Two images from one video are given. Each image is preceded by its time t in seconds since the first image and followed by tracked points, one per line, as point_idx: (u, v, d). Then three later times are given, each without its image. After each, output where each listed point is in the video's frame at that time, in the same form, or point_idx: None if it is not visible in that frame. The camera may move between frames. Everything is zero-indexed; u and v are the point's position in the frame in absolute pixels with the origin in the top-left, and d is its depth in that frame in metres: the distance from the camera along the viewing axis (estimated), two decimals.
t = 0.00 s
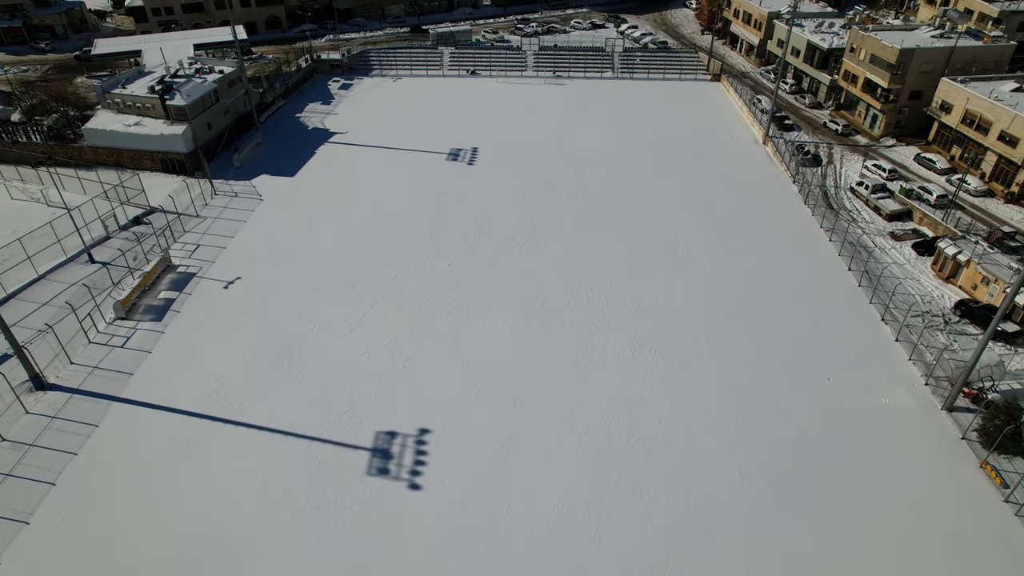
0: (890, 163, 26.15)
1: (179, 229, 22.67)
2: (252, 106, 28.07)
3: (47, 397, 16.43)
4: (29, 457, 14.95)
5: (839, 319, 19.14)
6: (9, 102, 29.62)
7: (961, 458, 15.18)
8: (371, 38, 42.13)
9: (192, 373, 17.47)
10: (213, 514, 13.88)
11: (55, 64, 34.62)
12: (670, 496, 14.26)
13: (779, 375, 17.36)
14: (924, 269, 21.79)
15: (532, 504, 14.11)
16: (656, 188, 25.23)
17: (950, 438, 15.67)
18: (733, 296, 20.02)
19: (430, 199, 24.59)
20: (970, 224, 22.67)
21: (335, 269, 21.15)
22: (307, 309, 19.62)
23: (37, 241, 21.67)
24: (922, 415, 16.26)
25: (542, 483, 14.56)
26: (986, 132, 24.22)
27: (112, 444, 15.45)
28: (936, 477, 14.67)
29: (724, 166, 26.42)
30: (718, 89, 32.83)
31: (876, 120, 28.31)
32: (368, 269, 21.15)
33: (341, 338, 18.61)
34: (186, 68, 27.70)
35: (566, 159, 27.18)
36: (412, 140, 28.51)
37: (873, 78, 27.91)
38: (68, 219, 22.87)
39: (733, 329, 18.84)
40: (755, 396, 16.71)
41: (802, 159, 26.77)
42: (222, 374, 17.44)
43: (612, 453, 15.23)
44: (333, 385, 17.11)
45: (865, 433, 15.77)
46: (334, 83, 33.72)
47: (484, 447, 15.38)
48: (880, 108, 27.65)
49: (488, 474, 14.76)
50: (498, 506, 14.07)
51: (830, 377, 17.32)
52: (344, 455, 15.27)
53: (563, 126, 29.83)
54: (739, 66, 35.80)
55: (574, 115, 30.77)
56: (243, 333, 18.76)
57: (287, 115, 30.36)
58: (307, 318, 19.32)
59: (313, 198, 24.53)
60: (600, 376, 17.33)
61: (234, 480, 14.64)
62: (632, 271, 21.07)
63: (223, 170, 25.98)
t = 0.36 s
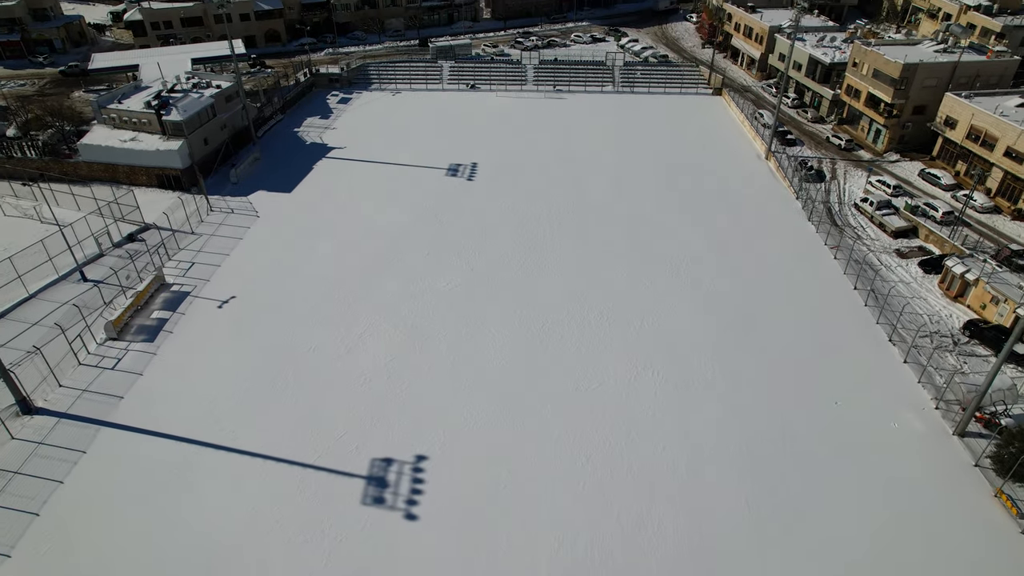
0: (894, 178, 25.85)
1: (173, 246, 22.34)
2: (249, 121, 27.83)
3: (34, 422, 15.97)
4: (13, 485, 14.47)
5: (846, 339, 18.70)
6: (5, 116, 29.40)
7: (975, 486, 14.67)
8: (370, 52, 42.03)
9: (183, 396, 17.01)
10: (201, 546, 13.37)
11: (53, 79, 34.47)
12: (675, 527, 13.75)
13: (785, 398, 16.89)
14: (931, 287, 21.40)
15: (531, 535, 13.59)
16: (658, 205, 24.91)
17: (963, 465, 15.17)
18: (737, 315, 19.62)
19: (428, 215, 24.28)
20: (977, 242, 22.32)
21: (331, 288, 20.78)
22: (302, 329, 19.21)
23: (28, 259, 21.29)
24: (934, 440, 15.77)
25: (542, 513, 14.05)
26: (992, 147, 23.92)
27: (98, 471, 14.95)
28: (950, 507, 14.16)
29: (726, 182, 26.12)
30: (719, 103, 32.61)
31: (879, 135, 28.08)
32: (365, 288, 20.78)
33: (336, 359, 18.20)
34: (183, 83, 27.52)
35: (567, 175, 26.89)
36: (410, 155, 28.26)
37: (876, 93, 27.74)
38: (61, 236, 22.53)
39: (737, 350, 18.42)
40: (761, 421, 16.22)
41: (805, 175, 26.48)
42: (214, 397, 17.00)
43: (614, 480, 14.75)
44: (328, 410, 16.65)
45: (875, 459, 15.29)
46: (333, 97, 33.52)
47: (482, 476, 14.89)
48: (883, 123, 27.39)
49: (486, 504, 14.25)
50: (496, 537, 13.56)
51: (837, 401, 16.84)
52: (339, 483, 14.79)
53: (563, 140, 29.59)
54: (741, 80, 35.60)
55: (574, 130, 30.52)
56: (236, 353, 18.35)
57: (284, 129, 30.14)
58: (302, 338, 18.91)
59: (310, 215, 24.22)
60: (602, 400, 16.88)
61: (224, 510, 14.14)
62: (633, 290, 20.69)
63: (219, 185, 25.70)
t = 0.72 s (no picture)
0: (899, 195, 25.54)
1: (167, 264, 21.97)
2: (246, 136, 27.59)
3: (19, 447, 15.49)
4: None
5: (854, 361, 18.25)
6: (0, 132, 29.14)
7: (991, 516, 14.13)
8: (370, 66, 41.94)
9: (173, 420, 16.55)
10: None
11: (50, 93, 34.28)
12: (680, 560, 13.21)
13: (792, 423, 16.42)
14: (939, 306, 20.97)
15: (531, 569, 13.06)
16: (659, 221, 24.58)
17: (978, 493, 14.65)
18: (742, 336, 19.18)
19: (426, 233, 23.94)
20: (985, 260, 21.95)
21: (327, 307, 20.39)
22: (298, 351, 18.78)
23: (19, 278, 20.90)
24: (946, 467, 15.25)
25: (542, 545, 13.53)
26: (998, 163, 23.59)
27: (84, 499, 14.45)
28: (965, 538, 13.61)
29: (729, 199, 25.81)
30: (720, 117, 32.36)
31: (883, 150, 27.81)
32: (361, 308, 20.38)
33: (332, 382, 17.77)
34: (181, 98, 27.29)
35: (567, 191, 26.57)
36: (409, 170, 27.99)
37: (879, 108, 27.49)
38: (54, 254, 22.17)
39: (742, 372, 17.97)
40: (767, 447, 15.74)
41: (808, 191, 26.18)
42: (206, 421, 16.53)
43: (616, 510, 14.24)
44: (322, 435, 16.19)
45: (886, 487, 14.79)
46: (331, 112, 33.32)
47: (480, 505, 14.39)
48: (887, 138, 27.12)
49: (483, 535, 13.74)
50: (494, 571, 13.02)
51: (845, 425, 16.36)
52: (332, 512, 14.29)
53: (563, 155, 29.32)
54: (742, 94, 35.43)
55: (574, 145, 30.25)
56: (229, 376, 17.91)
57: (282, 144, 29.89)
58: (297, 360, 18.50)
59: (307, 232, 23.85)
60: (603, 425, 16.41)
61: (213, 542, 13.62)
62: (635, 310, 20.28)
63: (216, 201, 25.41)
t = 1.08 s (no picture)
0: (904, 211, 25.19)
1: (160, 282, 21.58)
2: (243, 152, 27.31)
3: (2, 476, 14.98)
4: None
5: (862, 384, 17.76)
6: None
7: (1009, 549, 13.56)
8: (369, 80, 41.81)
9: (162, 446, 16.05)
10: None
11: (47, 108, 34.08)
12: None
13: (799, 449, 15.91)
14: (948, 326, 20.52)
15: None
16: (661, 239, 24.23)
17: (994, 524, 14.10)
18: (747, 358, 18.73)
19: (425, 251, 23.55)
20: (993, 279, 21.54)
21: (323, 328, 19.96)
22: (291, 374, 18.30)
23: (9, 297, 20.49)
24: (960, 497, 14.71)
25: None
26: (1004, 181, 23.22)
27: (68, 531, 13.92)
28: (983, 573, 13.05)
29: (731, 216, 25.47)
30: (722, 132, 32.09)
31: (887, 166, 27.51)
32: (357, 328, 19.96)
33: (327, 407, 17.29)
34: (177, 113, 27.03)
35: (567, 208, 26.23)
36: (407, 186, 27.68)
37: (882, 123, 27.20)
38: (45, 273, 21.78)
39: (747, 395, 17.48)
40: (775, 475, 15.21)
41: (812, 208, 25.85)
42: (196, 448, 16.03)
43: (619, 543, 13.70)
44: (315, 463, 15.69)
45: (900, 518, 14.20)
46: (330, 126, 33.08)
47: (477, 537, 13.85)
48: (891, 154, 26.81)
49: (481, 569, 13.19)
50: None
51: (854, 452, 15.84)
52: (325, 545, 13.76)
53: (564, 171, 29.03)
54: (743, 109, 35.22)
55: (574, 161, 29.95)
56: (220, 400, 17.43)
57: (279, 160, 29.61)
58: (291, 382, 18.04)
59: (303, 251, 23.48)
60: (605, 452, 15.89)
61: None
62: (638, 331, 19.85)
63: (211, 218, 25.10)
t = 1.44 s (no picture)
0: (909, 228, 24.83)
1: (153, 301, 21.19)
2: (239, 167, 27.02)
3: None
4: None
5: (871, 407, 17.27)
6: None
7: None
8: (367, 94, 41.64)
9: (150, 472, 15.54)
10: None
11: (42, 123, 33.87)
12: None
13: (808, 477, 15.35)
14: (957, 347, 20.04)
15: None
16: (662, 257, 23.86)
17: (1013, 557, 13.48)
18: (752, 380, 18.25)
19: (423, 269, 23.15)
20: (1003, 298, 21.10)
21: (318, 348, 19.53)
22: (284, 397, 17.83)
23: None
24: (977, 527, 14.11)
25: None
26: (1011, 197, 22.82)
27: (49, 564, 13.37)
28: None
29: (734, 232, 25.13)
30: (723, 147, 31.81)
31: (891, 182, 27.20)
32: (353, 350, 19.51)
33: (321, 431, 16.78)
34: (173, 128, 26.76)
35: (567, 224, 25.90)
36: (406, 202, 27.36)
37: (886, 138, 26.89)
38: (36, 291, 21.38)
39: (752, 420, 16.97)
40: (784, 505, 14.65)
41: (815, 224, 25.52)
42: (184, 475, 15.52)
43: None
44: (307, 490, 15.16)
45: (915, 551, 13.60)
46: (328, 141, 32.82)
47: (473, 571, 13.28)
48: (895, 169, 26.49)
49: None
50: None
51: (864, 479, 15.30)
52: None
53: (563, 187, 28.74)
54: (744, 123, 35.00)
55: (574, 176, 29.65)
56: (211, 423, 16.95)
57: (277, 175, 29.33)
58: (284, 406, 17.55)
59: (299, 269, 23.11)
60: (607, 479, 15.37)
61: None
62: (639, 352, 19.40)
63: (206, 235, 24.77)
